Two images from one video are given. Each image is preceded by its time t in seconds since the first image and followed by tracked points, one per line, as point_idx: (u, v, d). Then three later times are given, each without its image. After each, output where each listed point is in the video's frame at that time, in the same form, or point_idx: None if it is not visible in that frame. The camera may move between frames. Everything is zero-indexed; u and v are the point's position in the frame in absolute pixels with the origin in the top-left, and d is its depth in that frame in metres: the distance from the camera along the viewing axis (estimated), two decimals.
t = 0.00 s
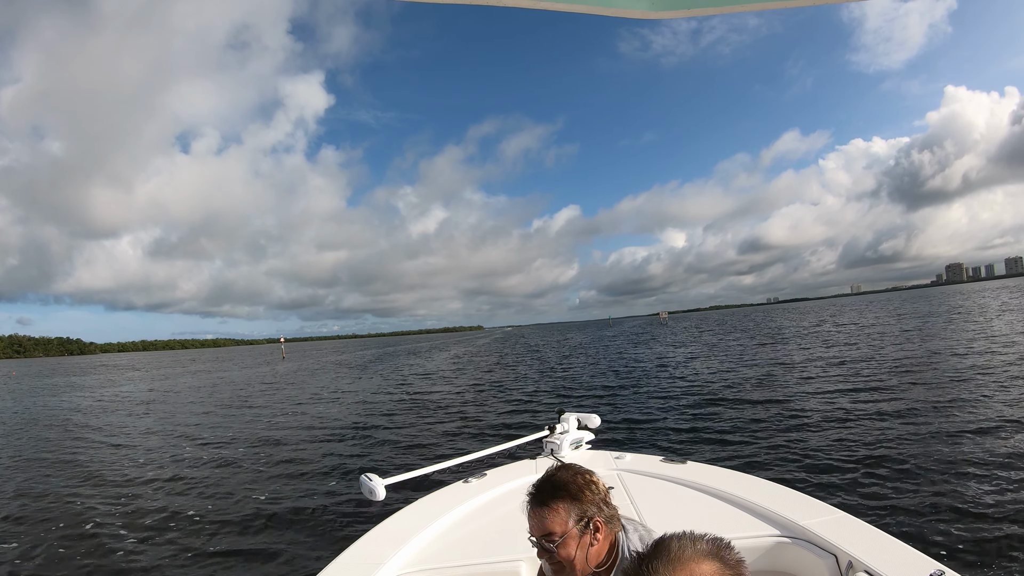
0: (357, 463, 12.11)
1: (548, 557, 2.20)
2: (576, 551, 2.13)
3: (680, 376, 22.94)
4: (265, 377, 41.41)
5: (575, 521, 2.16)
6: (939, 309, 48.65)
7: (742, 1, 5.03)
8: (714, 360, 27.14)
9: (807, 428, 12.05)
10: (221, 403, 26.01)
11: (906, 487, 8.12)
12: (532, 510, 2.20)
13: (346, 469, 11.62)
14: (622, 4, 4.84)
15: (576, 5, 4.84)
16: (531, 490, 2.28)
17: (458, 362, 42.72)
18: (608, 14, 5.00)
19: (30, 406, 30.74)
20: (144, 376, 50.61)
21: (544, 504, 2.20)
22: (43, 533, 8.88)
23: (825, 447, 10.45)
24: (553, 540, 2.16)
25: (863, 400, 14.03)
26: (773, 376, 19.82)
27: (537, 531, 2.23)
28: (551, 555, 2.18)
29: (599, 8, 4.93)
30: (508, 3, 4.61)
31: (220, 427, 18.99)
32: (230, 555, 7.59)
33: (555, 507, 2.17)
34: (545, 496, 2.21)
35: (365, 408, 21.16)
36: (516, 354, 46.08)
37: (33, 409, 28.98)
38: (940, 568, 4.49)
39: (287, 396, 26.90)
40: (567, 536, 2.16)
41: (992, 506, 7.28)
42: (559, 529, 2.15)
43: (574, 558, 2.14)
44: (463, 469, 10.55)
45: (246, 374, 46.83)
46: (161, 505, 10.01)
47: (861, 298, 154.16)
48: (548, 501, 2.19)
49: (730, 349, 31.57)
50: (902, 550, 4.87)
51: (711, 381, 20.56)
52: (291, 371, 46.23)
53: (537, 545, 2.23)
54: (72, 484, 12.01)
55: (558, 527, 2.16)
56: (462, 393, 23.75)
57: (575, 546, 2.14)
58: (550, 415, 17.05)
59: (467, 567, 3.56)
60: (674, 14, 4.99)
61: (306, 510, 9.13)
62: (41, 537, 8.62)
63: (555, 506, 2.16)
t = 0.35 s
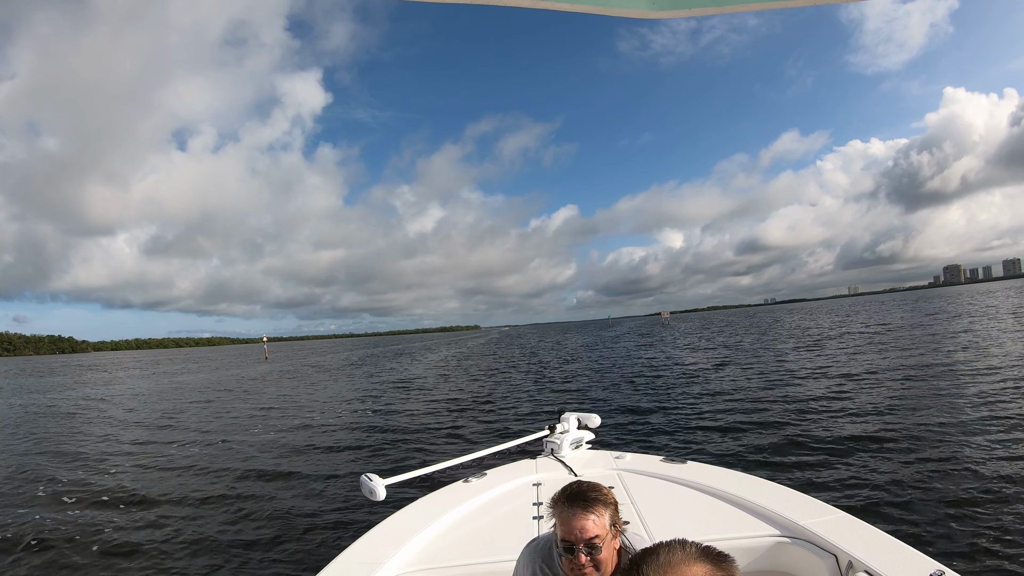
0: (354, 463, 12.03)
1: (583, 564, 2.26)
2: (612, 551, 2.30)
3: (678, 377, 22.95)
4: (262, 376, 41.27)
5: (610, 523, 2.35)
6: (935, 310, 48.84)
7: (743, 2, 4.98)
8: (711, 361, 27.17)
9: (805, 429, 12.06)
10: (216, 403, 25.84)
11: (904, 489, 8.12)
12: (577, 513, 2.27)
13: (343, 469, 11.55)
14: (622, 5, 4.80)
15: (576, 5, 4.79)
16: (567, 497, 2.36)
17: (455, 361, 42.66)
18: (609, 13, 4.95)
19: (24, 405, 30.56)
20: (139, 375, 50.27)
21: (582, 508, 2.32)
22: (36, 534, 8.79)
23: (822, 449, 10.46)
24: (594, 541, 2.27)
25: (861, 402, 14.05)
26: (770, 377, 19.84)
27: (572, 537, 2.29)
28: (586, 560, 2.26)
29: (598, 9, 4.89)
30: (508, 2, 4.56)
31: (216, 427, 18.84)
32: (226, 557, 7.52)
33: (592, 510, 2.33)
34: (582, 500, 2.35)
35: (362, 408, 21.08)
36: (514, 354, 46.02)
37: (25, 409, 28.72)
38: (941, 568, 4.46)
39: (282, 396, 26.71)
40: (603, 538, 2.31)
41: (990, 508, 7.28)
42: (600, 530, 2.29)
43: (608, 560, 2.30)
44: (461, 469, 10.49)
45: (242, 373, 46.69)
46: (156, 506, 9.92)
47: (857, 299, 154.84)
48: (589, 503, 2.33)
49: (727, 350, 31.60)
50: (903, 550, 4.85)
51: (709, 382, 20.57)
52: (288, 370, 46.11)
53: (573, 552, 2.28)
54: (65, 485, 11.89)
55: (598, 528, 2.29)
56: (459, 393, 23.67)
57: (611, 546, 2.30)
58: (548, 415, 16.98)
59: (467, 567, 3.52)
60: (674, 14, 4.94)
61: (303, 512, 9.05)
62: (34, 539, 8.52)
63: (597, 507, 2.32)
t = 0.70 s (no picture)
0: (351, 463, 11.95)
1: (558, 502, 2.64)
2: (580, 489, 2.69)
3: (676, 377, 22.94)
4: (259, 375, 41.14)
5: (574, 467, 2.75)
6: (932, 312, 48.94)
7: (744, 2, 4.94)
8: (708, 361, 27.17)
9: (803, 430, 12.05)
10: (213, 402, 25.68)
11: (902, 489, 8.11)
12: (544, 459, 2.66)
13: (339, 468, 11.47)
14: (622, 4, 4.75)
15: (576, 4, 4.75)
16: (534, 448, 2.78)
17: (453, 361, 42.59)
18: (609, 13, 4.92)
19: (19, 404, 30.40)
20: (135, 374, 49.95)
21: (548, 455, 2.74)
22: (27, 534, 8.69)
23: (819, 450, 10.46)
24: (565, 481, 2.65)
25: (858, 403, 14.06)
26: (768, 378, 19.85)
27: (546, 482, 2.65)
28: (562, 498, 2.64)
29: (599, 8, 4.84)
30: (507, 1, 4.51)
31: (211, 426, 18.70)
32: (221, 556, 7.45)
33: (557, 456, 2.74)
34: (546, 450, 2.76)
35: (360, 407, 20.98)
36: (511, 355, 45.99)
37: (20, 408, 28.48)
38: (940, 567, 4.43)
39: (279, 395, 26.58)
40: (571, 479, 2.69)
41: (988, 509, 7.27)
42: (566, 471, 2.69)
43: (579, 497, 2.68)
44: (459, 469, 10.43)
45: (240, 373, 46.56)
46: (149, 505, 9.83)
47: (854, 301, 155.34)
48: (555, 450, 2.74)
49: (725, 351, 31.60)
50: (903, 549, 4.82)
51: (707, 382, 20.55)
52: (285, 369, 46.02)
53: (548, 494, 2.65)
54: (58, 484, 11.78)
55: (566, 470, 2.68)
56: (457, 393, 23.59)
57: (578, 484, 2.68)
58: (545, 415, 16.94)
59: (468, 566, 3.47)
60: (674, 13, 4.90)
61: (298, 511, 8.97)
62: (24, 539, 8.42)
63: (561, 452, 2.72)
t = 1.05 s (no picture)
0: (347, 463, 11.86)
1: (583, 484, 3.15)
2: (604, 474, 3.19)
3: (674, 378, 22.89)
4: (254, 375, 40.89)
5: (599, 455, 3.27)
6: (930, 314, 48.91)
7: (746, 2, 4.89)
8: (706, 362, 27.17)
9: (801, 431, 12.03)
10: (207, 402, 25.44)
11: (900, 492, 8.10)
12: (574, 444, 3.21)
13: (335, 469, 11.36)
14: (623, 4, 4.69)
15: (577, 5, 4.70)
16: (565, 435, 3.32)
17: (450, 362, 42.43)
18: (610, 14, 4.87)
19: (12, 403, 30.11)
20: (128, 373, 49.42)
21: (577, 441, 3.28)
22: (17, 533, 8.56)
23: (817, 451, 10.44)
24: (592, 465, 3.16)
25: (856, 404, 14.06)
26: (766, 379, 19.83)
27: (575, 465, 3.17)
28: (587, 480, 3.15)
29: (600, 8, 4.79)
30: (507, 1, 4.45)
31: (205, 426, 18.51)
32: (215, 556, 7.35)
33: (585, 442, 3.28)
34: (576, 437, 3.31)
35: (356, 408, 20.86)
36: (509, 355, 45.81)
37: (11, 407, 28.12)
38: (940, 567, 4.41)
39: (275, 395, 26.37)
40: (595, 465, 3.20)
41: (986, 510, 7.26)
42: (593, 457, 3.21)
43: (602, 481, 3.19)
44: (456, 470, 10.33)
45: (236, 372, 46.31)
46: (143, 503, 9.73)
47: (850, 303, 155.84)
48: (584, 438, 3.28)
49: (723, 352, 31.57)
50: (902, 549, 4.80)
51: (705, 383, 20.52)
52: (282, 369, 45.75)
53: (575, 476, 3.16)
54: (49, 483, 11.63)
55: (592, 455, 3.21)
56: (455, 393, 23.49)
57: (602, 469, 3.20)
58: (543, 416, 16.87)
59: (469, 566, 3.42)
60: (677, 13, 4.85)
61: (293, 511, 8.87)
62: (14, 538, 8.30)
63: (588, 440, 3.27)
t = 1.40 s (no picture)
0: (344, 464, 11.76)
1: (591, 506, 3.15)
2: (613, 498, 3.12)
3: (672, 378, 22.88)
4: (250, 376, 40.66)
5: (607, 481, 3.10)
6: (926, 314, 49.08)
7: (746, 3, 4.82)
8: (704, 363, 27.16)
9: (800, 432, 12.01)
10: (202, 402, 25.23)
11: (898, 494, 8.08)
12: (579, 477, 3.09)
13: (332, 470, 11.25)
14: (623, 5, 4.62)
15: (575, 5, 4.62)
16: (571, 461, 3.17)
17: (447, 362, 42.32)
18: (611, 14, 4.79)
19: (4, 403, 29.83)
20: (124, 374, 49.12)
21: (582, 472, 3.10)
22: (9, 534, 8.45)
23: (816, 452, 10.42)
24: (592, 496, 3.10)
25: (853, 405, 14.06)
26: (764, 380, 19.82)
27: (578, 492, 3.14)
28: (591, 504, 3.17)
29: (599, 8, 4.71)
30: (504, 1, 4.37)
31: (200, 427, 18.32)
32: (210, 558, 7.25)
33: (589, 474, 3.09)
34: (582, 466, 3.12)
35: (353, 408, 20.72)
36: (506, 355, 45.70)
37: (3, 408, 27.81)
38: (940, 568, 4.38)
39: (271, 396, 26.17)
40: (601, 491, 3.11)
41: (985, 511, 7.24)
42: (596, 489, 3.09)
43: (609, 504, 3.14)
44: (454, 471, 10.24)
45: (231, 372, 46.07)
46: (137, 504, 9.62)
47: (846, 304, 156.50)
48: (589, 469, 3.08)
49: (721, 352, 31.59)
50: (902, 550, 4.76)
51: (702, 383, 20.50)
52: (278, 369, 45.54)
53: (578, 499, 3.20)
54: (41, 484, 11.48)
55: (596, 487, 3.08)
56: (452, 394, 23.35)
57: (608, 497, 3.11)
58: (541, 416, 16.81)
59: (469, 567, 3.37)
60: (679, 13, 4.77)
61: (289, 513, 8.76)
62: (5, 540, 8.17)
63: (595, 471, 3.07)
